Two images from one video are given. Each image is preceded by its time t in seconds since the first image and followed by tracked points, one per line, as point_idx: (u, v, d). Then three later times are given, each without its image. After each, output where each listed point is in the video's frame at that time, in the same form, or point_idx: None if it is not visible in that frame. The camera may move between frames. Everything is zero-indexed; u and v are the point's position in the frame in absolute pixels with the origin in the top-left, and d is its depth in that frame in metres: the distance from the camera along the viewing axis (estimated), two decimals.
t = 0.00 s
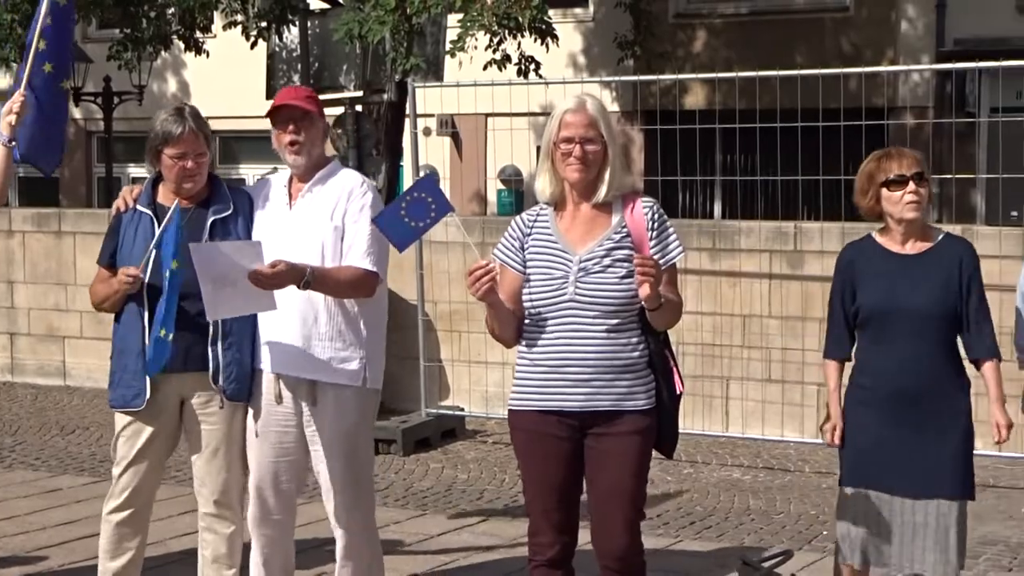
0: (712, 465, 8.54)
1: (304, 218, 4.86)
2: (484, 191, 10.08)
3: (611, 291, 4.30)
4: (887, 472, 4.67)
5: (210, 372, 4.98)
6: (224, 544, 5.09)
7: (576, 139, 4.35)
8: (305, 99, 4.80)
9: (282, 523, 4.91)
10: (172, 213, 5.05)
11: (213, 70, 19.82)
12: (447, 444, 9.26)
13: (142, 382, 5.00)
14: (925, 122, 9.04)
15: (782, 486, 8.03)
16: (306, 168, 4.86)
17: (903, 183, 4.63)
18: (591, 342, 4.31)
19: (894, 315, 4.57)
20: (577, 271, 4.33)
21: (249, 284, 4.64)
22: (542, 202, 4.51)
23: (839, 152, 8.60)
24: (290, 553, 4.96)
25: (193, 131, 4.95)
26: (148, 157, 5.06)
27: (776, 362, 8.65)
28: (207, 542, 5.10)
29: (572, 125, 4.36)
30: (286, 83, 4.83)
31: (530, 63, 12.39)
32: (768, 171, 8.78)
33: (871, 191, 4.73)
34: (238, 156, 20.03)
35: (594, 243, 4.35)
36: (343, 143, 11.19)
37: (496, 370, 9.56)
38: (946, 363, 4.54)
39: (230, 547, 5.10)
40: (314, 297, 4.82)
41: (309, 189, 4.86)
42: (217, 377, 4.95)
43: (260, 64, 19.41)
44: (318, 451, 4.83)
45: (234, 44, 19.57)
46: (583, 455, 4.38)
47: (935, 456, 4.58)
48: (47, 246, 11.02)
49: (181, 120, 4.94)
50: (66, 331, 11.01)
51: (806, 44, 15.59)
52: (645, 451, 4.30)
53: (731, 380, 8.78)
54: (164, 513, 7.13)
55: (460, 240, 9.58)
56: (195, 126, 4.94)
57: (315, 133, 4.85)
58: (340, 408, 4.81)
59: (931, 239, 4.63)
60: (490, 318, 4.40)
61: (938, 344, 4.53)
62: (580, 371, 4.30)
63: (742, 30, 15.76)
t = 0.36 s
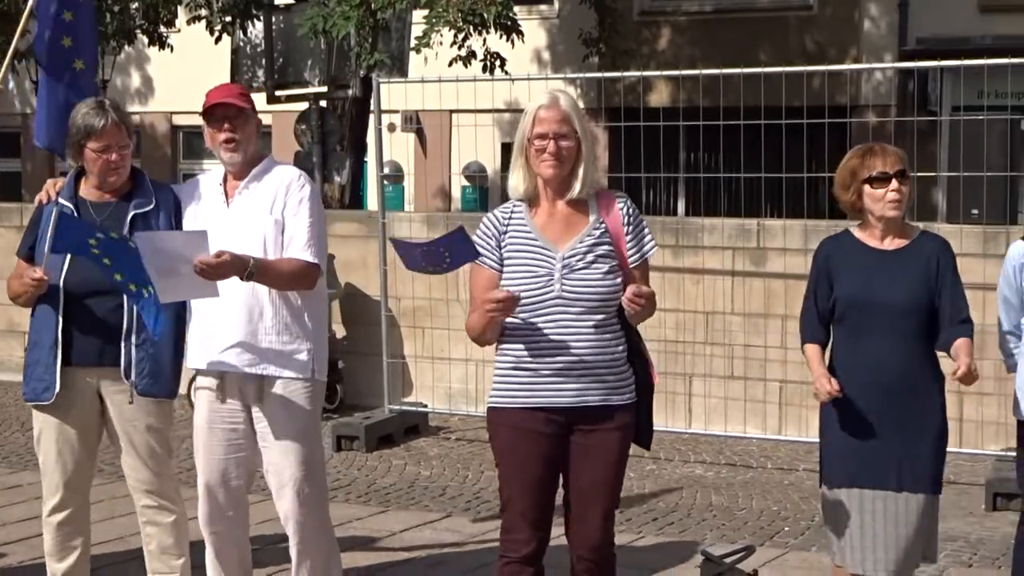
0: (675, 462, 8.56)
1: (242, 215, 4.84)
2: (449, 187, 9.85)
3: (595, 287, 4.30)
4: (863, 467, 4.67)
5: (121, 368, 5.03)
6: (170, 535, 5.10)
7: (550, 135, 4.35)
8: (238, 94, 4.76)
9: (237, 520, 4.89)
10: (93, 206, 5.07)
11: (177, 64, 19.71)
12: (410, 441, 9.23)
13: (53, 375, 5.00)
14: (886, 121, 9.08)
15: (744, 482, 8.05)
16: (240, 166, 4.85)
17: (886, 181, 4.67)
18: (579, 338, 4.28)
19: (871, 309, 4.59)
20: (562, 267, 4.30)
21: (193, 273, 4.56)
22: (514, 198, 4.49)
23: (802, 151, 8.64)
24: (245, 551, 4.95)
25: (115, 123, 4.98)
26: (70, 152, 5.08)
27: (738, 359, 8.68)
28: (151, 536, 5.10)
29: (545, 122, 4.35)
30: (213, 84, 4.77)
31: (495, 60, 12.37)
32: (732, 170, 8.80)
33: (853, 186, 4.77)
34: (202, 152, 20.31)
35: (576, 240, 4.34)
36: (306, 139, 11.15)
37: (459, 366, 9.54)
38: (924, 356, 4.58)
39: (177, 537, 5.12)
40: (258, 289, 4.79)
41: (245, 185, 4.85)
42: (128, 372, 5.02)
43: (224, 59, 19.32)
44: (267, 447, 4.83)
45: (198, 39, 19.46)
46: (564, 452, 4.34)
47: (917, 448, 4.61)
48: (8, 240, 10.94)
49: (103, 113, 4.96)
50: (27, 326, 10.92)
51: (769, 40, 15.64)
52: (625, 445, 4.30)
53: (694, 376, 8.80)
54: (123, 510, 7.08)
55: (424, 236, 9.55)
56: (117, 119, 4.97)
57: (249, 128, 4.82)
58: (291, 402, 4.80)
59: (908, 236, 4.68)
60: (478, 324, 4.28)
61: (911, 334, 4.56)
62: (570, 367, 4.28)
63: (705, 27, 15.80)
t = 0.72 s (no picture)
0: (640, 453, 8.57)
1: (204, 202, 4.81)
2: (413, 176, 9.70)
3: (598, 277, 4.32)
4: (816, 456, 4.68)
5: (64, 360, 4.99)
6: (130, 524, 5.05)
7: (538, 128, 4.29)
8: (195, 82, 4.75)
9: (206, 511, 4.88)
10: (42, 197, 5.01)
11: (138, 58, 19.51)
12: (374, 433, 9.20)
13: None
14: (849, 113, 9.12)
15: (708, 474, 8.08)
16: (200, 154, 4.82)
17: (842, 176, 4.71)
18: (587, 328, 4.29)
19: (830, 306, 4.64)
20: (566, 259, 4.29)
21: (159, 262, 4.59)
22: (498, 192, 4.38)
23: (766, 146, 8.69)
24: (214, 545, 4.93)
25: (63, 111, 4.97)
26: (18, 144, 5.06)
27: (703, 351, 8.70)
28: (109, 526, 5.05)
29: (532, 115, 4.30)
30: (169, 72, 4.77)
31: (458, 52, 12.31)
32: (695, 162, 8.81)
33: (811, 181, 4.82)
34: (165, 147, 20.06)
35: (573, 233, 4.33)
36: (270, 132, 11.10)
37: (423, 359, 9.51)
38: (878, 348, 4.62)
39: (137, 526, 5.07)
40: (224, 276, 4.77)
41: (206, 173, 4.82)
42: (70, 364, 4.98)
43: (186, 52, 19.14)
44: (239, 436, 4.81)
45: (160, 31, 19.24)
46: (566, 442, 4.32)
47: (868, 439, 4.63)
48: None
49: (49, 102, 4.95)
50: None
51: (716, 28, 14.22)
52: (617, 431, 4.39)
53: (659, 368, 8.82)
54: (86, 504, 7.04)
55: (388, 228, 9.53)
56: (64, 107, 4.96)
57: (208, 117, 4.81)
58: (262, 393, 4.80)
59: (867, 231, 4.71)
60: (495, 322, 4.15)
61: (869, 330, 4.61)
62: (582, 356, 4.27)
63: (670, 20, 14.57)
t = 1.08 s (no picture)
0: (600, 445, 8.57)
1: (181, 199, 4.74)
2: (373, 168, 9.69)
3: (575, 271, 4.34)
4: (736, 446, 4.73)
5: (45, 352, 4.95)
6: (91, 525, 5.01)
7: (518, 121, 4.25)
8: (172, 86, 4.65)
9: (165, 512, 4.80)
10: (25, 189, 4.96)
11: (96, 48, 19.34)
12: (333, 425, 9.16)
13: None
14: (810, 106, 9.14)
15: (667, 466, 8.09)
16: (179, 153, 4.75)
17: (774, 168, 4.67)
18: (566, 320, 4.28)
19: (752, 295, 4.66)
20: (547, 252, 4.28)
21: (133, 262, 4.51)
22: (470, 187, 4.33)
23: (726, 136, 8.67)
24: (174, 544, 4.86)
25: (47, 103, 4.89)
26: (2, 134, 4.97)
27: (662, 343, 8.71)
28: (72, 525, 5.01)
29: (510, 108, 4.25)
30: (147, 70, 4.69)
31: (419, 43, 12.24)
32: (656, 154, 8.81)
33: (743, 171, 4.77)
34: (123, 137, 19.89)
35: (550, 225, 4.32)
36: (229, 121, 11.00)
37: (383, 351, 9.48)
38: (794, 338, 4.65)
39: (97, 527, 5.03)
40: (196, 275, 4.73)
41: (185, 170, 4.75)
42: (52, 356, 4.93)
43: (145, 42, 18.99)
44: (207, 434, 4.74)
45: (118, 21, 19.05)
46: (551, 431, 4.31)
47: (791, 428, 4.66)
48: None
49: (33, 93, 4.87)
50: None
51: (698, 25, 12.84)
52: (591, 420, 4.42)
53: (618, 360, 8.83)
54: (43, 496, 6.99)
55: (347, 219, 9.47)
56: (49, 99, 4.88)
57: (186, 122, 4.73)
58: (227, 391, 4.75)
59: (796, 225, 4.73)
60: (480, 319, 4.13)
61: (783, 321, 4.63)
62: (565, 346, 4.27)
63: (630, 12, 13.77)
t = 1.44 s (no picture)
0: (559, 440, 8.58)
1: (154, 196, 4.72)
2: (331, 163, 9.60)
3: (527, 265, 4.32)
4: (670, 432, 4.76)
5: (46, 349, 4.86)
6: (63, 525, 5.01)
7: (480, 112, 4.24)
8: (153, 85, 4.63)
9: (127, 506, 4.80)
10: (11, 185, 4.88)
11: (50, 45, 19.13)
12: (292, 421, 9.13)
13: None
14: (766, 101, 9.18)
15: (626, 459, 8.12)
16: (155, 150, 4.72)
17: (695, 157, 4.74)
18: (516, 314, 4.28)
19: (671, 285, 4.71)
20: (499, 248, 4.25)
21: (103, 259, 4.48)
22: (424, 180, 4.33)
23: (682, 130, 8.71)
24: (135, 537, 4.86)
25: (32, 97, 4.83)
26: None
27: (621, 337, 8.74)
28: (45, 522, 5.02)
29: (470, 99, 4.23)
30: (131, 65, 4.66)
31: (376, 37, 12.16)
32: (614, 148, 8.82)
33: (664, 160, 4.83)
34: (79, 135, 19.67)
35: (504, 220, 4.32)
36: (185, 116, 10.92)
37: (341, 346, 9.46)
38: (713, 327, 4.71)
39: (69, 526, 5.02)
40: (166, 275, 4.69)
41: (159, 167, 4.72)
42: (52, 354, 4.84)
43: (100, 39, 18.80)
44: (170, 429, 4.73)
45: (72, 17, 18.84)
46: (499, 426, 4.31)
47: (711, 415, 4.72)
48: None
49: (19, 87, 4.81)
50: None
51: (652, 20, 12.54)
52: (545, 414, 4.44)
53: (577, 354, 8.84)
54: None
55: (305, 214, 9.45)
56: (34, 93, 4.82)
57: (164, 122, 4.70)
58: (193, 390, 4.71)
59: (716, 213, 4.81)
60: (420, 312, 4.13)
61: (703, 310, 4.69)
62: (513, 342, 4.26)
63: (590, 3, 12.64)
